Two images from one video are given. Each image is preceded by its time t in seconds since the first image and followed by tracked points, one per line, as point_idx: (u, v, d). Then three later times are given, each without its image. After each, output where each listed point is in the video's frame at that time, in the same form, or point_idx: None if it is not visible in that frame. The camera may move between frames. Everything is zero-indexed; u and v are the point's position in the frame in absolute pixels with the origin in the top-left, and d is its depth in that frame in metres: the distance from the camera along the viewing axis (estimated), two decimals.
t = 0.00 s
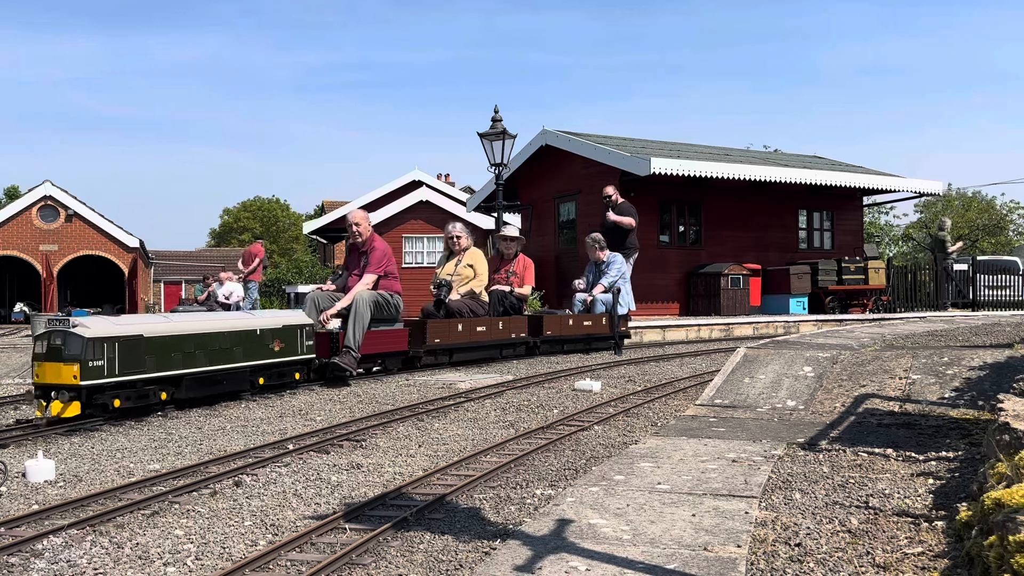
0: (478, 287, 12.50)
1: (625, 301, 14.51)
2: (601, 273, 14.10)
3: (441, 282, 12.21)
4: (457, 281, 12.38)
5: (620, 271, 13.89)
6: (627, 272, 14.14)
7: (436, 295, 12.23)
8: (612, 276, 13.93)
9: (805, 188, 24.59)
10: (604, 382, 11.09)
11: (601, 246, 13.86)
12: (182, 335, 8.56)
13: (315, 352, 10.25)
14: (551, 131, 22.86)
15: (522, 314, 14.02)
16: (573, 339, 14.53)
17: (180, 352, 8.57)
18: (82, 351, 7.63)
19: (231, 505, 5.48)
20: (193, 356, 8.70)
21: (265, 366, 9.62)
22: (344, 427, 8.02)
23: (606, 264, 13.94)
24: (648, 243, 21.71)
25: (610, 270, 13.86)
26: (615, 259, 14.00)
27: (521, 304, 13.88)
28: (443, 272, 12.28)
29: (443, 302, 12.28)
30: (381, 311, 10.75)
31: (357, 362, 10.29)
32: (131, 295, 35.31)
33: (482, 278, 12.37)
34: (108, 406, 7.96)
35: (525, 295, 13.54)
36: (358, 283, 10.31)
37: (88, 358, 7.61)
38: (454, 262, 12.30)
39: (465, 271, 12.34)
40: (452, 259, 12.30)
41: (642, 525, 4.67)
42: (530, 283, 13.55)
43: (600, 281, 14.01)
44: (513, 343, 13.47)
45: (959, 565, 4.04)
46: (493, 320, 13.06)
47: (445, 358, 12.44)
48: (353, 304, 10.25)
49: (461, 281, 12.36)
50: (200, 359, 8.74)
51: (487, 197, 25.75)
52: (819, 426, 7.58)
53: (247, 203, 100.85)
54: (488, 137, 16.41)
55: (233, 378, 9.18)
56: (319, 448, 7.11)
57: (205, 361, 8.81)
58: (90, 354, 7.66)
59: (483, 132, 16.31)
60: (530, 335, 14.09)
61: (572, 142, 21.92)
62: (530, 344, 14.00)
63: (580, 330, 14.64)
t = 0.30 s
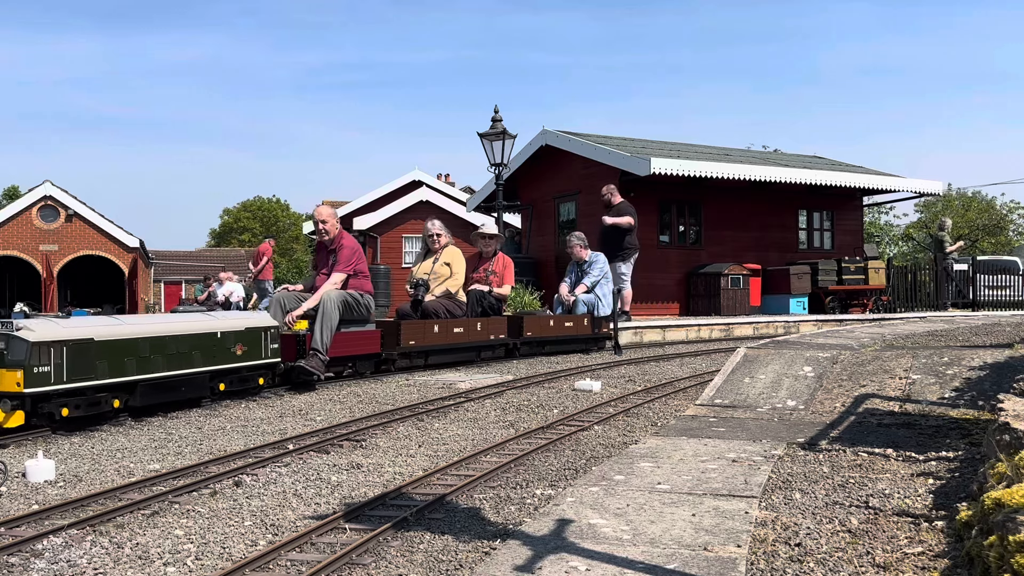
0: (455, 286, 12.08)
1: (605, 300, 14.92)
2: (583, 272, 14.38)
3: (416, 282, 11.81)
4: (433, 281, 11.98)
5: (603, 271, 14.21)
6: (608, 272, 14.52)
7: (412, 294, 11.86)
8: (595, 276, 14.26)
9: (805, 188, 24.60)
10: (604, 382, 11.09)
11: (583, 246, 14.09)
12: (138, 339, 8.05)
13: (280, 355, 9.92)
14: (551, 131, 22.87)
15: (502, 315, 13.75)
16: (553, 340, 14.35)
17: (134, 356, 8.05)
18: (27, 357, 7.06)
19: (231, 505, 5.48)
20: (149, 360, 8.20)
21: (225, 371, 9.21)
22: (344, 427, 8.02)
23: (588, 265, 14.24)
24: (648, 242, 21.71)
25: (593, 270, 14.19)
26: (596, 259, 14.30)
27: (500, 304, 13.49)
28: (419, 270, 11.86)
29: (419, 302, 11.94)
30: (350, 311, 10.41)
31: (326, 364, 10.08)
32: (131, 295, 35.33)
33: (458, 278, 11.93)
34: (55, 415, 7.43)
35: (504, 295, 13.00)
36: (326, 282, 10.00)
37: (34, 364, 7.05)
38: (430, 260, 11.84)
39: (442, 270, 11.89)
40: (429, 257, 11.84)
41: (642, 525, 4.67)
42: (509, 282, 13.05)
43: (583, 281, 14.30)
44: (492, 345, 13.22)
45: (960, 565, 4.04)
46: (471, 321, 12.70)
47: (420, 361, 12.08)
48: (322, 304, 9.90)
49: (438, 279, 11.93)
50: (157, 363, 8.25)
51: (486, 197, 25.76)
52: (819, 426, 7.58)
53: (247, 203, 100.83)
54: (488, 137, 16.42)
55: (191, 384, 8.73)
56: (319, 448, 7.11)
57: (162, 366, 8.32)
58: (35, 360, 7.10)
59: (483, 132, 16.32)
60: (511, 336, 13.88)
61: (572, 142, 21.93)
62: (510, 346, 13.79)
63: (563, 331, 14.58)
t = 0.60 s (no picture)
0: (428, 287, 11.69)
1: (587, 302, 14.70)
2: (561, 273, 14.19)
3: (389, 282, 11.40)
4: (406, 281, 11.58)
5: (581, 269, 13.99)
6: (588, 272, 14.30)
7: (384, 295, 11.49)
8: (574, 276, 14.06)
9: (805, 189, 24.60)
10: (604, 382, 11.09)
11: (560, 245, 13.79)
12: (85, 344, 7.48)
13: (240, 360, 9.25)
14: (551, 131, 22.86)
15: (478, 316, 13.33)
16: (531, 342, 14.12)
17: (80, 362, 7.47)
18: None
19: (231, 505, 5.48)
20: (95, 366, 7.60)
21: (180, 378, 8.57)
22: (345, 427, 8.03)
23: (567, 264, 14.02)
24: (648, 242, 21.71)
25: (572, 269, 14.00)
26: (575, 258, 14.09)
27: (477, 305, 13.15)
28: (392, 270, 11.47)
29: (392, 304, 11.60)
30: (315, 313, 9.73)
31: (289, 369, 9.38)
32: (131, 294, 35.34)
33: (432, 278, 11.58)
34: None
35: (480, 295, 12.69)
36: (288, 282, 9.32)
37: None
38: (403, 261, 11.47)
39: (416, 270, 11.51)
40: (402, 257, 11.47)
41: (642, 525, 4.67)
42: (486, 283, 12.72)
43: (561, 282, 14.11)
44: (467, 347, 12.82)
45: (960, 565, 4.04)
46: (446, 323, 12.38)
47: (393, 365, 11.66)
48: (283, 306, 9.25)
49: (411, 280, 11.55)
50: (104, 370, 7.66)
51: (486, 197, 25.76)
52: (819, 426, 7.58)
53: (247, 203, 100.84)
54: (488, 137, 16.42)
55: (143, 392, 8.11)
56: (319, 448, 7.11)
57: (112, 372, 7.75)
58: None
59: (483, 133, 16.32)
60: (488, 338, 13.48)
61: (572, 142, 21.92)
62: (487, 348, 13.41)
63: (541, 332, 14.32)
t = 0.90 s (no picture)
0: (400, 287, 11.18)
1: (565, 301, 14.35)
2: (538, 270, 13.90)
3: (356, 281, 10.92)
4: (376, 280, 11.14)
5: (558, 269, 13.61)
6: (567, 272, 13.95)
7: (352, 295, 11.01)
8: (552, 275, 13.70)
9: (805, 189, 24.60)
10: (604, 382, 11.09)
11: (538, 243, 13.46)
12: (17, 350, 6.89)
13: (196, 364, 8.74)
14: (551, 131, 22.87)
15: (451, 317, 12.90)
16: (508, 343, 13.74)
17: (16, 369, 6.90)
18: None
19: (231, 505, 5.48)
20: (34, 374, 7.02)
21: (130, 386, 7.96)
22: (345, 427, 8.03)
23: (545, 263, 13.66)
24: (648, 242, 21.71)
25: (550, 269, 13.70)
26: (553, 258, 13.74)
27: (451, 305, 12.70)
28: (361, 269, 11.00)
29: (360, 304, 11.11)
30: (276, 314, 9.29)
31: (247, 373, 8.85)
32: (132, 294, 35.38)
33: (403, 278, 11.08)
34: None
35: (456, 295, 12.37)
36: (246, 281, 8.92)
37: None
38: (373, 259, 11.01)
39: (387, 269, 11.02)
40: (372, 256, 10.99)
41: (642, 525, 4.67)
42: (460, 283, 12.35)
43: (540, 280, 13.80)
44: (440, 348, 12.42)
45: (960, 565, 4.04)
46: (418, 325, 11.94)
47: (360, 369, 11.17)
48: (241, 306, 8.73)
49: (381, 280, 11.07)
50: (43, 377, 7.08)
51: (487, 197, 25.77)
52: (819, 426, 7.58)
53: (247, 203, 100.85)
54: (488, 137, 16.42)
55: (87, 401, 7.50)
56: (319, 448, 7.11)
57: (52, 380, 7.16)
58: None
59: (483, 133, 16.32)
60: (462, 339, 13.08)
61: (572, 142, 21.92)
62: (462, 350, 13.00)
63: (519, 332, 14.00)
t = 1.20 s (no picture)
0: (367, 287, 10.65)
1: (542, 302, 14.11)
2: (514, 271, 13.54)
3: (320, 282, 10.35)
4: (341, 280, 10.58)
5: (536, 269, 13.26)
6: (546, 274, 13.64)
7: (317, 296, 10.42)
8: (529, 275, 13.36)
9: (805, 189, 24.61)
10: (604, 382, 11.09)
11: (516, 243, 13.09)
12: None
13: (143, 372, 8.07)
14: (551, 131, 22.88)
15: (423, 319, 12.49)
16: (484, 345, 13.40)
17: None
18: None
19: (231, 505, 5.48)
20: None
21: (68, 395, 7.37)
22: (345, 427, 8.03)
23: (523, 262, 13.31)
24: (648, 242, 21.71)
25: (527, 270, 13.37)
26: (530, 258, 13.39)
27: (422, 306, 12.31)
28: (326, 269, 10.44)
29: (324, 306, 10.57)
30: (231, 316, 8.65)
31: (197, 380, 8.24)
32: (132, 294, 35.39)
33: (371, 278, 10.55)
34: None
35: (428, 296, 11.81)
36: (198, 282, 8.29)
37: None
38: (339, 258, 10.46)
39: (354, 268, 10.48)
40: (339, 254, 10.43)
41: (642, 525, 4.67)
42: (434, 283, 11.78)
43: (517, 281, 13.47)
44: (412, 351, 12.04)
45: (959, 565, 4.04)
46: (388, 327, 11.53)
47: (324, 373, 10.73)
48: (192, 308, 8.12)
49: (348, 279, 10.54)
50: None
51: (487, 197, 25.78)
52: (819, 426, 7.58)
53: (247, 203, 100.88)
54: (488, 137, 16.41)
55: (20, 411, 6.94)
56: (319, 448, 7.11)
57: None
58: None
59: (483, 133, 16.31)
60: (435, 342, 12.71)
61: (572, 142, 21.92)
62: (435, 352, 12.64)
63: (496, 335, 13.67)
